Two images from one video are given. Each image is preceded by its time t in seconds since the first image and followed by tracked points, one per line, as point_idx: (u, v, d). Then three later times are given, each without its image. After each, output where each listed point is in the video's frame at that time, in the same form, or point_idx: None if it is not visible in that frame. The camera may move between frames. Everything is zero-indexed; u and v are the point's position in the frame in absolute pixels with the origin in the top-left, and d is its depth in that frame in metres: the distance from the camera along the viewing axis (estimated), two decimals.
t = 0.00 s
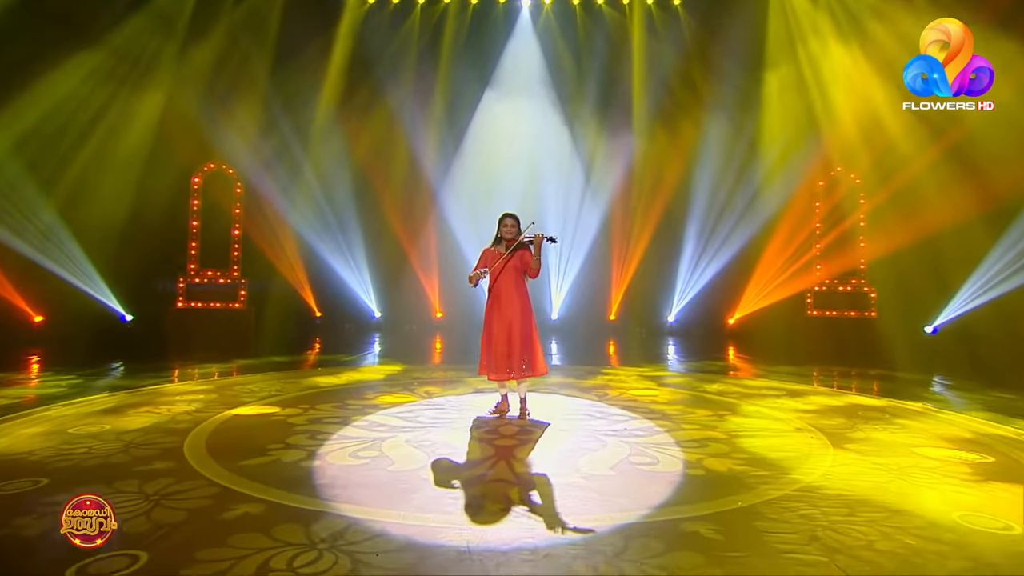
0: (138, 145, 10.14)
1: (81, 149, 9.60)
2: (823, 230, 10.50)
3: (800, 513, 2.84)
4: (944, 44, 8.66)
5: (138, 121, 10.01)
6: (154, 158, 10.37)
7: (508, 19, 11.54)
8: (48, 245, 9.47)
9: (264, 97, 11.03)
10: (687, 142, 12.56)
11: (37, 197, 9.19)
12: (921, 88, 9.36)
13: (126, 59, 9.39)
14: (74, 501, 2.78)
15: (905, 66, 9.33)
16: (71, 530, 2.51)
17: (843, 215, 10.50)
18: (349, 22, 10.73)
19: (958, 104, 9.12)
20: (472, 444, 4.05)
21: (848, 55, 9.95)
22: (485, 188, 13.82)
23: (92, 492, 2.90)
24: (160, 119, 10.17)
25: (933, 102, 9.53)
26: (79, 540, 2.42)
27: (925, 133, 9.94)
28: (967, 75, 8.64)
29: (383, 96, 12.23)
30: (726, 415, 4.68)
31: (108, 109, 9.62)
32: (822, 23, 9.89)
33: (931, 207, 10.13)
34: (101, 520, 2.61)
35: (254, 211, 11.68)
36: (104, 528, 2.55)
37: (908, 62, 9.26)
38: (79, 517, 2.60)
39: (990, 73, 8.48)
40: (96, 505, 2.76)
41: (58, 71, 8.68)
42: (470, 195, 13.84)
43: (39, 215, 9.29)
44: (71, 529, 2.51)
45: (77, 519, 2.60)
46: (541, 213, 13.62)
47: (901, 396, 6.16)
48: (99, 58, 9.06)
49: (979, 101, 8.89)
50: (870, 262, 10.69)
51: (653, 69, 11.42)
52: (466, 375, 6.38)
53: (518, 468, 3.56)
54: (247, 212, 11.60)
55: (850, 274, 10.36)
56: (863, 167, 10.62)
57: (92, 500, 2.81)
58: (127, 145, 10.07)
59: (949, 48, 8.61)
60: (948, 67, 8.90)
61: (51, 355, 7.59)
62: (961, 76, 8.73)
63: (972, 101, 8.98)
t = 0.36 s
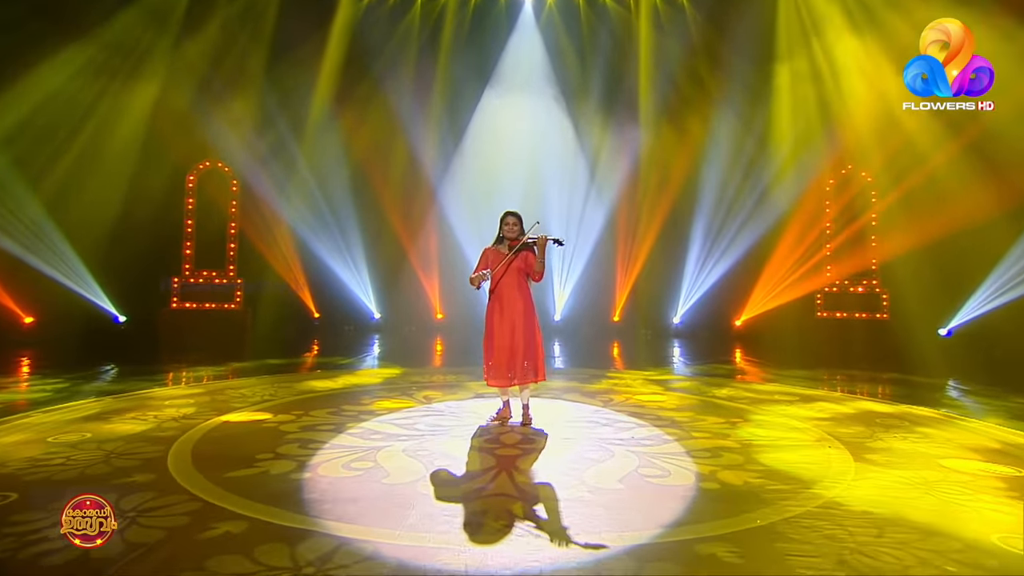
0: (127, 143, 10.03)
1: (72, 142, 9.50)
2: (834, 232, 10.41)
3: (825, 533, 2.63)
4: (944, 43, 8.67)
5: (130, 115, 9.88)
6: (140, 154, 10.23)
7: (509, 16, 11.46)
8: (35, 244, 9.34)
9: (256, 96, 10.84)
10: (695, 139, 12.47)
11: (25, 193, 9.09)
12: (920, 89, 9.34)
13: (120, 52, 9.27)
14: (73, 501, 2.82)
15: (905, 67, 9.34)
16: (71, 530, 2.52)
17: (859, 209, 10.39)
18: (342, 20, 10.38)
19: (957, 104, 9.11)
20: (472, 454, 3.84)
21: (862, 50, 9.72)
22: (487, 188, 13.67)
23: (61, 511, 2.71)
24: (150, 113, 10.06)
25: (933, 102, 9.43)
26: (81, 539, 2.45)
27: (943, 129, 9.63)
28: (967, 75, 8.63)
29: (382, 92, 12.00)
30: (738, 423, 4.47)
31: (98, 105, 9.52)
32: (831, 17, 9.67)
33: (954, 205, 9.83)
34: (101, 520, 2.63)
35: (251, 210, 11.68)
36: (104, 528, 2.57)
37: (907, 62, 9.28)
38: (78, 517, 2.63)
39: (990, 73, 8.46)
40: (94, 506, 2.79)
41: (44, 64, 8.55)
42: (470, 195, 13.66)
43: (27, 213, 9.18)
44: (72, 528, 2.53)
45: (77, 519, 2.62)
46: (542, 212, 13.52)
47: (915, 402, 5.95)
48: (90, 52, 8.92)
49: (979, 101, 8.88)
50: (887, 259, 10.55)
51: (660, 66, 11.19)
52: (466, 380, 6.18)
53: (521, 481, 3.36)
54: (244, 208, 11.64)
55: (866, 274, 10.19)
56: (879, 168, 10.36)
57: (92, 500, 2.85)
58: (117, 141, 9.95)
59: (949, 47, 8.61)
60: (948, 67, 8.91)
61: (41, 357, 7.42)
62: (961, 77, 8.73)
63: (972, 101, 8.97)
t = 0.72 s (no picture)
0: (119, 140, 9.87)
1: (60, 139, 9.42)
2: (845, 233, 10.11)
3: (854, 557, 2.43)
4: (944, 44, 8.74)
5: (121, 108, 9.73)
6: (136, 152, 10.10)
7: (510, 11, 11.31)
8: (23, 244, 9.32)
9: (254, 89, 10.59)
10: (701, 137, 12.32)
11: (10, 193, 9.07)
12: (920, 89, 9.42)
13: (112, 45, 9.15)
14: (73, 501, 2.83)
15: (905, 66, 9.43)
16: (71, 530, 2.54)
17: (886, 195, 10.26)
18: (339, 11, 10.23)
19: (957, 104, 9.23)
20: (472, 465, 3.63)
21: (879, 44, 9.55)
22: (489, 188, 13.54)
23: (30, 532, 2.52)
24: (150, 103, 9.91)
25: (933, 102, 9.56)
26: (80, 540, 2.46)
27: (965, 123, 9.46)
28: (967, 75, 8.73)
29: (382, 88, 11.75)
30: (753, 431, 4.27)
31: (87, 101, 9.46)
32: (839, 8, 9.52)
33: (975, 203, 9.66)
34: (101, 520, 2.65)
35: (246, 210, 11.40)
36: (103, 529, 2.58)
37: (907, 62, 9.36)
38: (78, 517, 2.64)
39: (990, 73, 8.59)
40: (95, 506, 2.81)
41: (30, 57, 8.49)
42: (471, 194, 13.58)
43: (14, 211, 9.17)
44: (72, 528, 2.54)
45: (77, 519, 2.64)
46: (546, 211, 13.39)
47: (932, 407, 5.74)
48: (80, 45, 8.88)
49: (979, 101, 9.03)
50: (913, 254, 10.33)
51: (667, 62, 11.02)
52: (467, 384, 5.97)
53: (523, 494, 3.15)
54: (241, 212, 11.36)
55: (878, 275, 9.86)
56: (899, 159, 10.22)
57: (92, 500, 2.86)
58: (108, 138, 9.80)
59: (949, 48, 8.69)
60: (948, 67, 9.00)
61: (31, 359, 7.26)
62: (961, 76, 8.82)
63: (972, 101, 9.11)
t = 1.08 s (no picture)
0: (104, 131, 9.71)
1: (43, 131, 9.20)
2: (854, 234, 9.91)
3: None
4: (944, 44, 8.69)
5: (106, 99, 9.56)
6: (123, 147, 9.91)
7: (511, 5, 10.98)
8: (10, 246, 9.16)
9: (243, 82, 10.38)
10: (709, 134, 12.29)
11: None
12: (920, 88, 9.36)
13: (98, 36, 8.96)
14: (74, 502, 2.83)
15: (905, 66, 9.36)
16: (71, 530, 2.55)
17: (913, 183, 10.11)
18: (332, 3, 9.87)
19: (957, 104, 9.24)
20: (471, 477, 3.43)
21: (898, 41, 9.26)
22: (490, 188, 13.50)
23: None
24: (133, 97, 9.71)
25: (933, 102, 9.49)
26: (80, 540, 2.46)
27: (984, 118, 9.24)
28: (967, 75, 8.71)
29: (378, 84, 11.64)
30: (766, 440, 4.07)
31: (70, 92, 9.25)
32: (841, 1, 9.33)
33: (1003, 196, 9.47)
34: (101, 520, 2.65)
35: (237, 207, 11.31)
36: (105, 528, 2.58)
37: (907, 62, 9.30)
38: (78, 518, 2.64)
39: (990, 73, 8.57)
40: (95, 506, 2.81)
41: (12, 51, 8.25)
42: (470, 192, 13.52)
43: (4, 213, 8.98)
44: (72, 528, 2.54)
45: (77, 519, 2.64)
46: (547, 208, 13.30)
47: (947, 412, 5.53)
48: (65, 37, 8.64)
49: (979, 101, 9.03)
50: (939, 249, 10.14)
51: (673, 55, 10.82)
52: (465, 389, 5.77)
53: (526, 511, 2.95)
54: (235, 214, 11.29)
55: (889, 276, 9.67)
56: (920, 150, 10.06)
57: (93, 500, 2.86)
58: (92, 128, 9.63)
59: (949, 48, 8.64)
60: (948, 68, 8.95)
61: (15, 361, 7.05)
62: (961, 76, 8.80)
63: (972, 101, 9.12)
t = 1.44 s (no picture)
0: (87, 117, 9.38)
1: (23, 120, 8.82)
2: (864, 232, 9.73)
3: None
4: (943, 44, 8.63)
5: (90, 89, 9.28)
6: (109, 141, 9.63)
7: None
8: None
9: (230, 73, 10.20)
10: (713, 127, 12.12)
11: None
12: (920, 89, 9.32)
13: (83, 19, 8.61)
14: (74, 502, 2.79)
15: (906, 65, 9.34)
16: (72, 530, 2.53)
17: (937, 173, 9.69)
18: None
19: (957, 104, 9.13)
20: (468, 490, 3.21)
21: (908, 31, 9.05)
22: (486, 186, 13.30)
23: None
24: (120, 84, 9.41)
25: (933, 102, 9.44)
26: (80, 540, 2.45)
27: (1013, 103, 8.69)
28: (967, 75, 8.63)
29: (372, 78, 11.44)
30: (779, 449, 3.86)
31: (50, 82, 8.88)
32: None
33: None
34: (101, 520, 2.62)
35: (223, 203, 11.09)
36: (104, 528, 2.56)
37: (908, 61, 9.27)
38: (78, 516, 2.62)
39: (990, 73, 8.45)
40: (95, 505, 2.78)
41: None
42: (467, 188, 13.34)
43: None
44: (72, 528, 2.53)
45: (77, 519, 2.60)
46: (549, 205, 13.15)
47: (961, 417, 5.34)
48: (48, 22, 8.27)
49: (979, 101, 8.92)
50: (969, 242, 9.65)
51: (679, 48, 10.71)
52: (462, 393, 5.56)
53: (527, 528, 2.73)
54: (223, 212, 11.06)
55: (900, 276, 9.48)
56: (944, 141, 9.62)
57: (93, 500, 2.82)
58: (75, 117, 9.30)
59: (949, 48, 8.58)
60: (948, 67, 8.87)
61: None
62: (961, 76, 8.73)
63: (972, 101, 9.01)
